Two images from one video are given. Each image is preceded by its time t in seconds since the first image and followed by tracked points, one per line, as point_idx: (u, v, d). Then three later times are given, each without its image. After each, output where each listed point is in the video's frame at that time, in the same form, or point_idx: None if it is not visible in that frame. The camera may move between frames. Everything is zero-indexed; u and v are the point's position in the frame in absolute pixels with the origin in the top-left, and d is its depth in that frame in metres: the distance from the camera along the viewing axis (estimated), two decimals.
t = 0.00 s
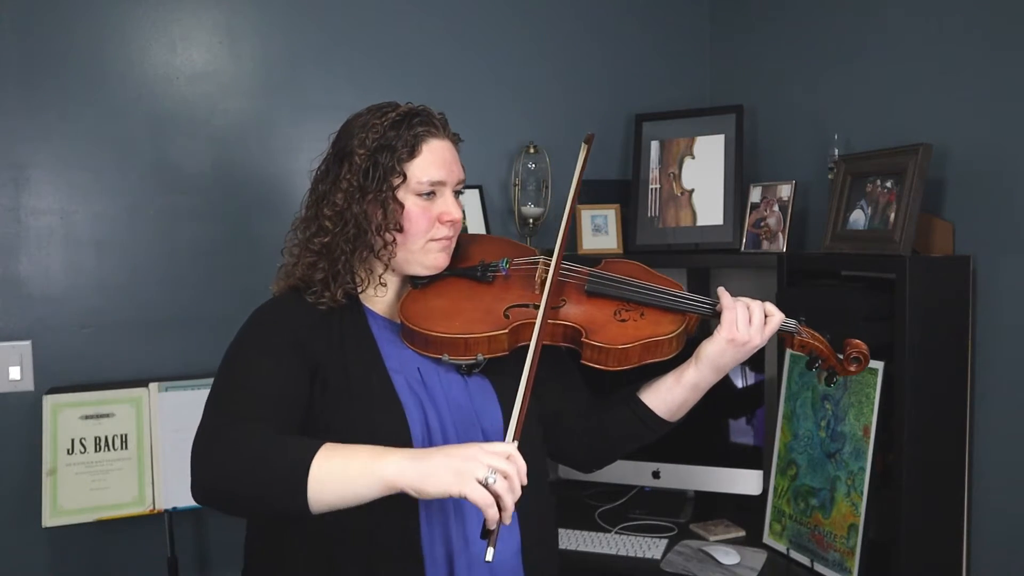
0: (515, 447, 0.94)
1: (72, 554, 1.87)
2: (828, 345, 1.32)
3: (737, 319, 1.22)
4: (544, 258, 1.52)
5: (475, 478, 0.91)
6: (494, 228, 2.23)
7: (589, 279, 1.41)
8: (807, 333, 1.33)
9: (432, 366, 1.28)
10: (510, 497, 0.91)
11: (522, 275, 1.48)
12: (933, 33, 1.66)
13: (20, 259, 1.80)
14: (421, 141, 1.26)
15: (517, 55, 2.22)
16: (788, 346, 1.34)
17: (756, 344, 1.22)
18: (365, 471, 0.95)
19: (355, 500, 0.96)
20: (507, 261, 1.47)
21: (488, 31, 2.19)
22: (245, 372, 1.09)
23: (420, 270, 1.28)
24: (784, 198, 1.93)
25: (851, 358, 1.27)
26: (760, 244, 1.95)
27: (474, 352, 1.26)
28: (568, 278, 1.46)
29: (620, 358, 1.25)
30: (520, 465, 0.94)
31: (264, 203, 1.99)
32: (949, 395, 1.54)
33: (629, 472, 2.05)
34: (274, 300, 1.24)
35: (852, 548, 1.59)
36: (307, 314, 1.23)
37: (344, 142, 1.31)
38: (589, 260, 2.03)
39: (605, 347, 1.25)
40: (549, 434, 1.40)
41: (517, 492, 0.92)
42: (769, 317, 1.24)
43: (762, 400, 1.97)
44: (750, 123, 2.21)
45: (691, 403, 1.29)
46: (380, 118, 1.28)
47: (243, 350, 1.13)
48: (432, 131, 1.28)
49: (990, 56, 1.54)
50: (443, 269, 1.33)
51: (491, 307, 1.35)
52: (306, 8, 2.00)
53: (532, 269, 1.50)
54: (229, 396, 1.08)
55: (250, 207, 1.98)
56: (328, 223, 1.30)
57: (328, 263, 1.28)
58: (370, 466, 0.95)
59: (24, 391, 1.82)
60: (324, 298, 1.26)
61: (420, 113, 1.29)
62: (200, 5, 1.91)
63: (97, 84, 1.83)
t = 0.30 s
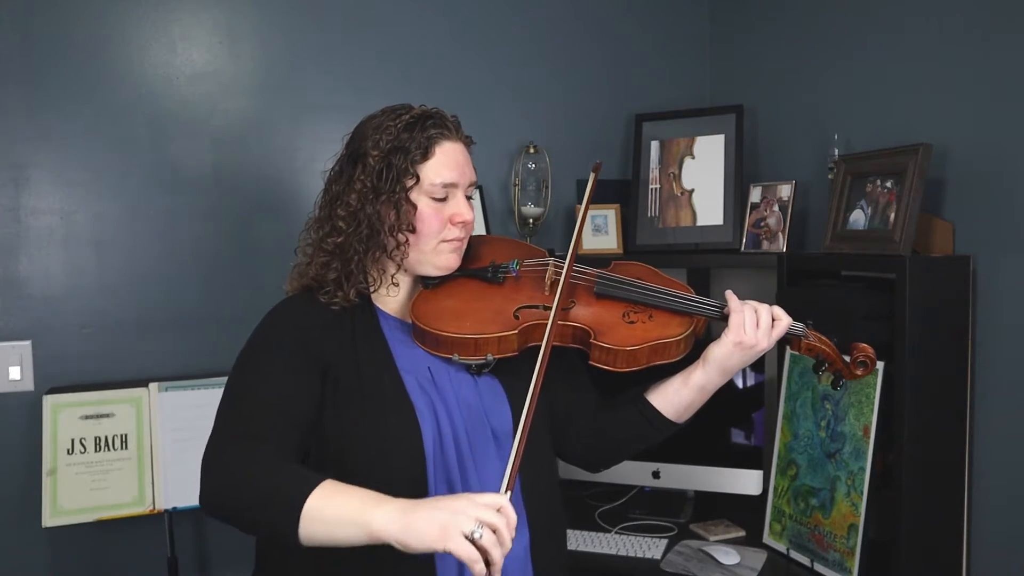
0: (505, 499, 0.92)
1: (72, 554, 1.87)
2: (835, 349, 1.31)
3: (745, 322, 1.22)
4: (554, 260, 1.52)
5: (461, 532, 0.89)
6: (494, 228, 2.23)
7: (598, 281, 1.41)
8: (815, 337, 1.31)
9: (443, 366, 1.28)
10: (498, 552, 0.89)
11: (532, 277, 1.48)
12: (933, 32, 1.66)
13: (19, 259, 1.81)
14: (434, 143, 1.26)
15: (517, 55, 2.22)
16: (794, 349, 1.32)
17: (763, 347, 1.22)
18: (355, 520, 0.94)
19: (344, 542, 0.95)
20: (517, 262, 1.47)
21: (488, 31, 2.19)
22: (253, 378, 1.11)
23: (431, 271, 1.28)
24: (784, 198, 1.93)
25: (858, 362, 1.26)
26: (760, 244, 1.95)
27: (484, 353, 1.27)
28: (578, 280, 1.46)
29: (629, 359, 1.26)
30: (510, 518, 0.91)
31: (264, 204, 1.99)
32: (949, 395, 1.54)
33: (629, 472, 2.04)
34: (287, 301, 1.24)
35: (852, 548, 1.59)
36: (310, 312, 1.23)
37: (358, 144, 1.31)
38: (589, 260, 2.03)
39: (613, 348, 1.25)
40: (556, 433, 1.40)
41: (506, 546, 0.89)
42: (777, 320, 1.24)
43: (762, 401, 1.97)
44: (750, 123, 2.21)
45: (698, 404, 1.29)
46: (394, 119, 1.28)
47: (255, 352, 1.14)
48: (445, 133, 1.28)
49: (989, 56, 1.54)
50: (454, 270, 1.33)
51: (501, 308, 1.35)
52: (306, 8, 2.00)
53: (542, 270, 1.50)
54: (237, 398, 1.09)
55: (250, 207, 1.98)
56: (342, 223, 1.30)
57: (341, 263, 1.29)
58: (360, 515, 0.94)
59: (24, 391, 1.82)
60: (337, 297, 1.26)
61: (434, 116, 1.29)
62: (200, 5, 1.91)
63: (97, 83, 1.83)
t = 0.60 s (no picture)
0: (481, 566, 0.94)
1: (72, 554, 1.87)
2: (838, 352, 1.31)
3: (748, 325, 1.23)
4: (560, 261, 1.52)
5: None
6: (494, 227, 2.23)
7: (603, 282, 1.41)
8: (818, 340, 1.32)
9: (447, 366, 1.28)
10: None
11: (537, 277, 1.48)
12: (933, 33, 1.66)
13: (19, 259, 1.81)
14: (441, 144, 1.26)
15: (517, 55, 2.22)
16: (797, 351, 1.32)
17: (766, 350, 1.23)
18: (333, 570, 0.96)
19: None
20: (522, 263, 1.47)
21: (488, 31, 2.19)
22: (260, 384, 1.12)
23: (437, 271, 1.28)
24: (784, 198, 1.93)
25: (862, 365, 1.26)
26: (760, 244, 1.95)
27: (488, 354, 1.27)
28: (583, 281, 1.46)
29: (632, 360, 1.26)
30: None
31: (264, 204, 1.99)
32: (949, 395, 1.54)
33: (630, 472, 2.04)
34: (294, 301, 1.24)
35: (852, 548, 1.59)
36: (312, 312, 1.23)
37: (366, 145, 1.31)
38: (588, 260, 2.03)
39: (617, 349, 1.25)
40: (559, 432, 1.40)
41: None
42: (780, 324, 1.25)
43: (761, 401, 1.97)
44: (750, 123, 2.21)
45: (701, 407, 1.30)
46: (401, 121, 1.29)
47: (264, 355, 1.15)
48: (452, 135, 1.28)
49: (989, 56, 1.54)
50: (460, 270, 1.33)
51: (506, 309, 1.35)
52: (306, 8, 2.00)
53: (547, 272, 1.50)
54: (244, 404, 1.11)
55: (251, 207, 1.98)
56: (349, 223, 1.31)
57: (348, 263, 1.29)
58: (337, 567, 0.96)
59: (25, 391, 1.82)
60: (344, 297, 1.26)
61: (441, 117, 1.29)
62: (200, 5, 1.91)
63: (97, 83, 1.83)
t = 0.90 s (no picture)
0: None
1: (71, 554, 1.87)
2: (840, 350, 1.30)
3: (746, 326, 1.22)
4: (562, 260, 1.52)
5: None
6: (494, 227, 2.23)
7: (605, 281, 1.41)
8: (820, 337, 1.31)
9: (450, 365, 1.28)
10: None
11: (539, 277, 1.48)
12: (933, 33, 1.66)
13: (19, 259, 1.80)
14: (443, 145, 1.27)
15: (516, 55, 2.22)
16: (799, 350, 1.32)
17: (765, 349, 1.22)
18: None
19: None
20: (524, 263, 1.47)
21: (488, 31, 2.19)
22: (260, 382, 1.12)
23: (439, 271, 1.28)
24: (784, 198, 1.93)
25: (863, 362, 1.26)
26: (760, 244, 1.95)
27: (490, 353, 1.27)
28: (585, 281, 1.46)
29: (634, 359, 1.25)
30: None
31: (264, 203, 1.99)
32: (949, 396, 1.54)
33: (630, 472, 2.04)
34: (297, 301, 1.25)
35: (852, 548, 1.59)
36: (314, 310, 1.23)
37: (368, 146, 1.31)
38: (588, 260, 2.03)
39: (619, 348, 1.25)
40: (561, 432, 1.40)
41: None
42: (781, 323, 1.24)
43: (761, 401, 1.97)
44: (751, 123, 2.21)
45: (703, 408, 1.30)
46: (404, 122, 1.29)
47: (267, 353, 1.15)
48: (454, 136, 1.28)
49: (989, 56, 1.54)
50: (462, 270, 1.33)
51: (508, 308, 1.35)
52: (306, 8, 2.00)
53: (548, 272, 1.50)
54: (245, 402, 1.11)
55: (251, 208, 1.98)
56: (352, 223, 1.31)
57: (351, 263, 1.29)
58: None
59: (24, 391, 1.82)
60: (348, 296, 1.26)
61: (443, 118, 1.30)
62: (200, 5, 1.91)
63: (96, 82, 1.83)
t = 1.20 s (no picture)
0: None
1: (71, 554, 1.87)
2: (840, 347, 1.31)
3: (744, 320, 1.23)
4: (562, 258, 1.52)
5: None
6: (494, 227, 2.23)
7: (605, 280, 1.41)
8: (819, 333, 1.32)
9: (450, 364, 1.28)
10: None
11: (540, 276, 1.48)
12: (933, 33, 1.66)
13: (19, 259, 1.80)
14: (443, 146, 1.27)
15: (517, 55, 2.22)
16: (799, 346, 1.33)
17: (763, 344, 1.22)
18: None
19: None
20: (524, 262, 1.47)
21: (488, 31, 2.19)
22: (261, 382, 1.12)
23: (439, 271, 1.28)
24: (784, 198, 1.93)
25: (862, 358, 1.26)
26: (760, 244, 1.95)
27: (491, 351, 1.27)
28: (584, 280, 1.46)
29: (633, 357, 1.26)
30: None
31: (264, 203, 1.99)
32: (949, 396, 1.54)
33: (630, 472, 2.04)
34: (298, 301, 1.25)
35: (852, 548, 1.59)
36: (315, 309, 1.24)
37: (368, 147, 1.32)
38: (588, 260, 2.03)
39: (618, 346, 1.25)
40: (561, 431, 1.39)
41: None
42: (780, 320, 1.24)
43: (761, 400, 1.98)
44: (751, 123, 2.21)
45: (701, 403, 1.30)
46: (403, 123, 1.29)
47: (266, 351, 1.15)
48: (453, 137, 1.28)
49: (989, 56, 1.54)
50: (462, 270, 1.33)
51: (508, 307, 1.35)
52: (306, 7, 2.00)
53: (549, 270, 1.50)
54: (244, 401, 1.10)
55: (251, 208, 1.98)
56: (352, 224, 1.31)
57: (352, 263, 1.29)
58: None
59: (24, 391, 1.82)
60: (348, 296, 1.27)
61: (443, 119, 1.30)
62: (200, 5, 1.91)
63: (97, 82, 1.83)
